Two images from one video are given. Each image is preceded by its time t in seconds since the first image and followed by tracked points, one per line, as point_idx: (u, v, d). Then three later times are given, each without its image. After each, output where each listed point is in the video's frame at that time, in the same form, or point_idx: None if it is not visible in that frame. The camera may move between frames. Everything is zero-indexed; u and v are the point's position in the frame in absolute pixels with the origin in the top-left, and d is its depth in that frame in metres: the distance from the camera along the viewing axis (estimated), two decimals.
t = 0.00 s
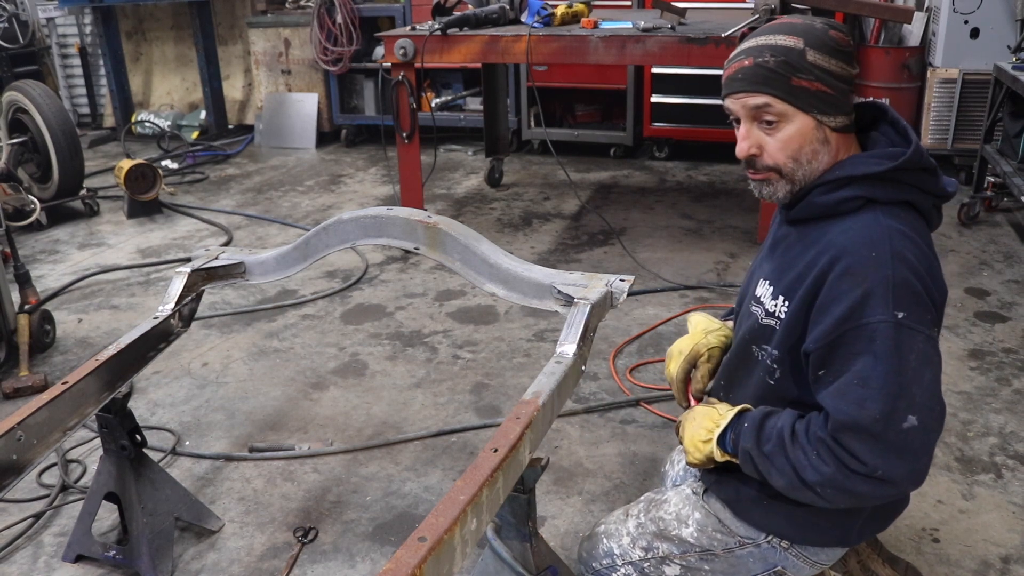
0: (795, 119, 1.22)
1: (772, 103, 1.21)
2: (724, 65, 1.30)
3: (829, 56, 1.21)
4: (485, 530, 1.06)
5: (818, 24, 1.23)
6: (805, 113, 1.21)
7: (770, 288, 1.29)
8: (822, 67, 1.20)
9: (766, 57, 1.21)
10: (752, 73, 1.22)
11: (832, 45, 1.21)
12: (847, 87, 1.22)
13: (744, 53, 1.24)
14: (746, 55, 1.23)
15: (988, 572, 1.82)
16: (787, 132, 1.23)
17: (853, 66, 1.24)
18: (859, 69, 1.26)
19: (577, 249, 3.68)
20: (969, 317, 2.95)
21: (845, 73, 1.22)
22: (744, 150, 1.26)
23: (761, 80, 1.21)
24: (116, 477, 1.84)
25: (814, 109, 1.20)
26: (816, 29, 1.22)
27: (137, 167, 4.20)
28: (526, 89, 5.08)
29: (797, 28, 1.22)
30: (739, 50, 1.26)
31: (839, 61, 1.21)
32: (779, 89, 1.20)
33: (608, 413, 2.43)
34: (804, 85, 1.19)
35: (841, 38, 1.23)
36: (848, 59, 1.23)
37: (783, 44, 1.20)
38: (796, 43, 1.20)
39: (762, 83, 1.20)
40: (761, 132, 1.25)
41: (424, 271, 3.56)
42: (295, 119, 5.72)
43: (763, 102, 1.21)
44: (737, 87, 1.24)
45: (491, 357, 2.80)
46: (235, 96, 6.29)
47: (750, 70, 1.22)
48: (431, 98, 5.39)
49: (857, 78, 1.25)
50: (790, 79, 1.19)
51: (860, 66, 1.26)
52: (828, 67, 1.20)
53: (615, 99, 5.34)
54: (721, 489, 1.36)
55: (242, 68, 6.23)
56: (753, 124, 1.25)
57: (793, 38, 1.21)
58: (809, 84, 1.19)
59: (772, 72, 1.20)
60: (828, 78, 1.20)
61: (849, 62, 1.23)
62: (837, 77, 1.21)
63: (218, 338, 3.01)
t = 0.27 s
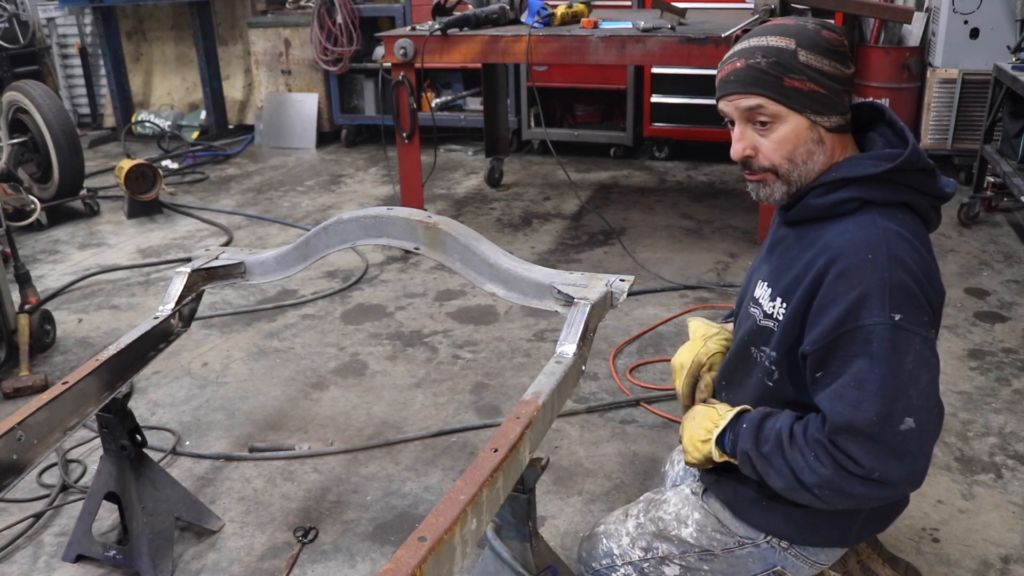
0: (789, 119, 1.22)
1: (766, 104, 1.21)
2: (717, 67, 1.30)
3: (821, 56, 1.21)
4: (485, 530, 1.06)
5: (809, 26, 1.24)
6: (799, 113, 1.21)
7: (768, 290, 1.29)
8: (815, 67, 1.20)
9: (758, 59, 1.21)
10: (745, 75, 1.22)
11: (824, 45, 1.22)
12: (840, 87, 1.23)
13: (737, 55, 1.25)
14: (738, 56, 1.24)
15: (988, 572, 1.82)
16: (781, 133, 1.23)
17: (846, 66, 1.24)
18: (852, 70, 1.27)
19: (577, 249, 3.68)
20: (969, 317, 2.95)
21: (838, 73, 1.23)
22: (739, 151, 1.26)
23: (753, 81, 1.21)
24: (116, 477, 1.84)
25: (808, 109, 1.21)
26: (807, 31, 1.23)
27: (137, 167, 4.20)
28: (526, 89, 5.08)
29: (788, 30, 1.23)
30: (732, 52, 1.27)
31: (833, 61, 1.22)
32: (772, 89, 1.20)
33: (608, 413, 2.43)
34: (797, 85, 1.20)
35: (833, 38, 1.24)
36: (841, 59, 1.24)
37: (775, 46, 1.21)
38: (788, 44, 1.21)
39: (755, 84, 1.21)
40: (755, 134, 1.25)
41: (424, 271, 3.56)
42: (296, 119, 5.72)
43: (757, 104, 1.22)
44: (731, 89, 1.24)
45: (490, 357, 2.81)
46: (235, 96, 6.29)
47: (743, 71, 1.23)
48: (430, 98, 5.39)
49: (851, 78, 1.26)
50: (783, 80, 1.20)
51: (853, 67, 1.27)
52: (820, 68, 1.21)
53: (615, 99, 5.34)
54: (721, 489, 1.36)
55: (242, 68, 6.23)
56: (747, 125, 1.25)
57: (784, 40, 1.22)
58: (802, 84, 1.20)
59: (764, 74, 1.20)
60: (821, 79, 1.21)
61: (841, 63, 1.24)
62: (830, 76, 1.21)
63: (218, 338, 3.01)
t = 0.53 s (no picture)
0: (791, 122, 1.22)
1: (767, 107, 1.22)
2: (718, 70, 1.30)
3: (822, 59, 1.21)
4: (485, 530, 1.07)
5: (810, 28, 1.24)
6: (800, 116, 1.21)
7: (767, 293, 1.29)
8: (817, 69, 1.20)
9: (760, 62, 1.21)
10: (746, 77, 1.22)
11: (826, 48, 1.22)
12: (841, 89, 1.23)
13: (738, 58, 1.25)
14: (740, 59, 1.24)
15: (987, 572, 1.82)
16: (783, 136, 1.23)
17: (847, 69, 1.25)
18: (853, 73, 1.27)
19: (577, 249, 3.69)
20: (969, 317, 2.95)
21: (839, 77, 1.23)
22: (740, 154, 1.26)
23: (756, 84, 1.21)
24: (116, 477, 1.84)
25: (810, 113, 1.21)
26: (808, 34, 1.23)
27: (137, 168, 4.20)
28: (526, 89, 5.08)
29: (789, 32, 1.23)
30: (733, 55, 1.27)
31: (834, 64, 1.22)
32: (774, 92, 1.20)
33: (608, 413, 2.43)
34: (799, 88, 1.20)
35: (834, 41, 1.24)
36: (842, 63, 1.24)
37: (777, 48, 1.21)
38: (790, 47, 1.21)
39: (758, 86, 1.21)
40: (757, 136, 1.25)
41: (424, 271, 3.56)
42: (296, 119, 5.72)
43: (758, 106, 1.22)
44: (732, 91, 1.25)
45: (490, 357, 2.81)
46: (235, 96, 6.29)
47: (745, 74, 1.23)
48: (431, 99, 5.40)
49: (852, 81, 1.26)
50: (785, 82, 1.20)
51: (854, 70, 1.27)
52: (822, 70, 1.21)
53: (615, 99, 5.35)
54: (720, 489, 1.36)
55: (242, 68, 6.24)
56: (749, 128, 1.26)
57: (786, 42, 1.22)
58: (804, 87, 1.20)
59: (767, 76, 1.20)
60: (823, 81, 1.21)
61: (842, 65, 1.24)
62: (832, 80, 1.21)
63: (218, 338, 3.01)
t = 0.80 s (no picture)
0: (784, 121, 1.23)
1: (761, 106, 1.23)
2: (715, 68, 1.31)
3: (817, 58, 1.22)
4: (485, 530, 1.06)
5: (806, 27, 1.24)
6: (795, 115, 1.22)
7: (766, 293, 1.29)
8: (811, 69, 1.21)
9: (754, 61, 1.22)
10: (741, 77, 1.23)
11: (821, 47, 1.23)
12: (837, 89, 1.23)
13: (733, 57, 1.26)
14: (735, 58, 1.25)
15: (987, 572, 1.82)
16: (777, 135, 1.24)
17: (843, 68, 1.25)
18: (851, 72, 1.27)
19: (577, 249, 3.69)
20: (969, 317, 2.95)
21: (835, 76, 1.23)
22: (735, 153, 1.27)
23: (749, 83, 1.22)
24: (116, 477, 1.84)
25: (804, 112, 1.22)
26: (804, 33, 1.23)
27: (137, 168, 4.20)
28: (526, 89, 5.08)
29: (784, 32, 1.24)
30: (730, 53, 1.28)
31: (829, 63, 1.22)
32: (767, 91, 1.21)
33: (608, 413, 2.43)
34: (793, 87, 1.21)
35: (830, 40, 1.24)
36: (838, 62, 1.24)
37: (772, 47, 1.22)
38: (785, 46, 1.22)
39: (751, 85, 1.22)
40: (752, 136, 1.26)
41: (424, 271, 3.56)
42: (296, 119, 5.72)
43: (752, 105, 1.23)
44: (727, 90, 1.26)
45: (490, 357, 2.81)
46: (235, 96, 6.29)
47: (739, 73, 1.24)
48: (430, 99, 5.40)
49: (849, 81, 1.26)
50: (779, 82, 1.21)
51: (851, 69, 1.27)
52: (817, 70, 1.21)
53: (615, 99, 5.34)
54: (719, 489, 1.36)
55: (242, 68, 6.24)
56: (744, 127, 1.27)
57: (781, 41, 1.22)
58: (797, 87, 1.20)
59: (760, 76, 1.21)
60: (817, 81, 1.21)
61: (839, 65, 1.24)
62: (827, 79, 1.22)
63: (218, 338, 3.01)
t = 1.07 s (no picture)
0: (771, 120, 1.23)
1: (747, 106, 1.23)
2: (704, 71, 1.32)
3: (803, 57, 1.22)
4: (486, 530, 1.06)
5: (791, 28, 1.25)
6: (781, 114, 1.22)
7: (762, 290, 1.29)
8: (796, 68, 1.21)
9: (739, 62, 1.23)
10: (726, 78, 1.24)
11: (806, 46, 1.23)
12: (824, 87, 1.22)
13: (720, 59, 1.27)
14: (720, 61, 1.26)
15: (988, 572, 1.82)
16: (765, 134, 1.24)
17: (831, 67, 1.25)
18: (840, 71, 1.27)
19: (577, 249, 3.69)
20: (969, 317, 2.95)
21: (822, 74, 1.23)
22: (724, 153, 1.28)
23: (735, 84, 1.23)
24: (116, 477, 1.84)
25: (790, 110, 1.22)
26: (789, 33, 1.24)
27: (137, 167, 4.20)
28: (526, 89, 5.08)
29: (769, 33, 1.24)
30: (717, 56, 1.29)
31: (816, 62, 1.22)
32: (752, 90, 1.22)
33: (608, 413, 2.43)
34: (778, 86, 1.21)
35: (816, 39, 1.24)
36: (826, 61, 1.24)
37: (756, 48, 1.22)
38: (770, 47, 1.22)
39: (736, 86, 1.23)
40: (740, 136, 1.26)
41: (424, 271, 3.56)
42: (296, 119, 5.72)
43: (738, 105, 1.24)
44: (714, 92, 1.27)
45: (490, 357, 2.81)
46: (235, 96, 6.29)
47: (724, 75, 1.25)
48: (430, 99, 5.40)
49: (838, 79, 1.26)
50: (763, 81, 1.21)
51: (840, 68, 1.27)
52: (802, 68, 1.21)
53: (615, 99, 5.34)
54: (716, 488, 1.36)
55: (242, 68, 6.24)
56: (732, 128, 1.27)
57: (766, 42, 1.23)
58: (783, 86, 1.21)
59: (744, 76, 1.22)
60: (803, 79, 1.21)
61: (825, 63, 1.24)
62: (813, 77, 1.21)
63: (218, 338, 3.01)
